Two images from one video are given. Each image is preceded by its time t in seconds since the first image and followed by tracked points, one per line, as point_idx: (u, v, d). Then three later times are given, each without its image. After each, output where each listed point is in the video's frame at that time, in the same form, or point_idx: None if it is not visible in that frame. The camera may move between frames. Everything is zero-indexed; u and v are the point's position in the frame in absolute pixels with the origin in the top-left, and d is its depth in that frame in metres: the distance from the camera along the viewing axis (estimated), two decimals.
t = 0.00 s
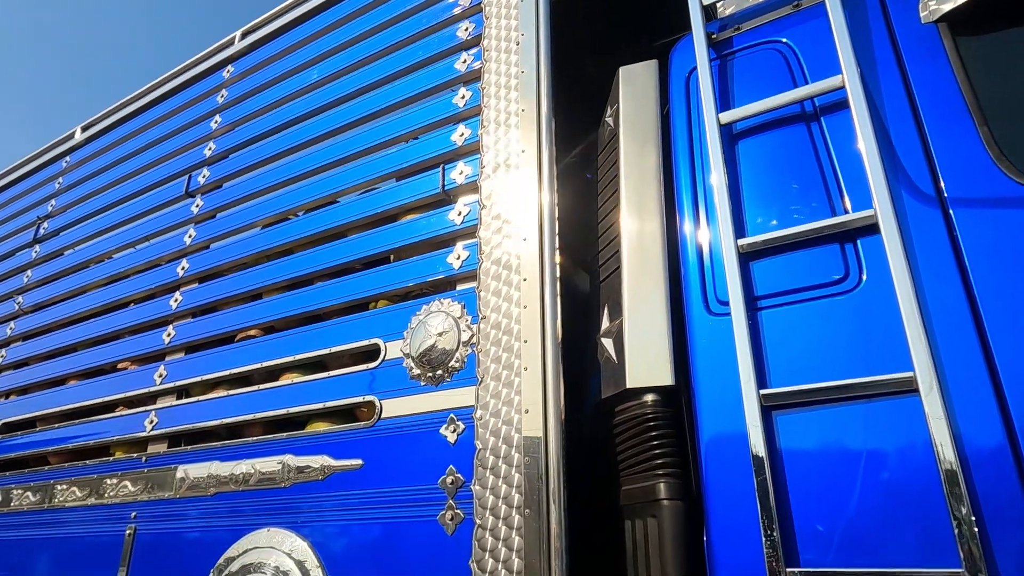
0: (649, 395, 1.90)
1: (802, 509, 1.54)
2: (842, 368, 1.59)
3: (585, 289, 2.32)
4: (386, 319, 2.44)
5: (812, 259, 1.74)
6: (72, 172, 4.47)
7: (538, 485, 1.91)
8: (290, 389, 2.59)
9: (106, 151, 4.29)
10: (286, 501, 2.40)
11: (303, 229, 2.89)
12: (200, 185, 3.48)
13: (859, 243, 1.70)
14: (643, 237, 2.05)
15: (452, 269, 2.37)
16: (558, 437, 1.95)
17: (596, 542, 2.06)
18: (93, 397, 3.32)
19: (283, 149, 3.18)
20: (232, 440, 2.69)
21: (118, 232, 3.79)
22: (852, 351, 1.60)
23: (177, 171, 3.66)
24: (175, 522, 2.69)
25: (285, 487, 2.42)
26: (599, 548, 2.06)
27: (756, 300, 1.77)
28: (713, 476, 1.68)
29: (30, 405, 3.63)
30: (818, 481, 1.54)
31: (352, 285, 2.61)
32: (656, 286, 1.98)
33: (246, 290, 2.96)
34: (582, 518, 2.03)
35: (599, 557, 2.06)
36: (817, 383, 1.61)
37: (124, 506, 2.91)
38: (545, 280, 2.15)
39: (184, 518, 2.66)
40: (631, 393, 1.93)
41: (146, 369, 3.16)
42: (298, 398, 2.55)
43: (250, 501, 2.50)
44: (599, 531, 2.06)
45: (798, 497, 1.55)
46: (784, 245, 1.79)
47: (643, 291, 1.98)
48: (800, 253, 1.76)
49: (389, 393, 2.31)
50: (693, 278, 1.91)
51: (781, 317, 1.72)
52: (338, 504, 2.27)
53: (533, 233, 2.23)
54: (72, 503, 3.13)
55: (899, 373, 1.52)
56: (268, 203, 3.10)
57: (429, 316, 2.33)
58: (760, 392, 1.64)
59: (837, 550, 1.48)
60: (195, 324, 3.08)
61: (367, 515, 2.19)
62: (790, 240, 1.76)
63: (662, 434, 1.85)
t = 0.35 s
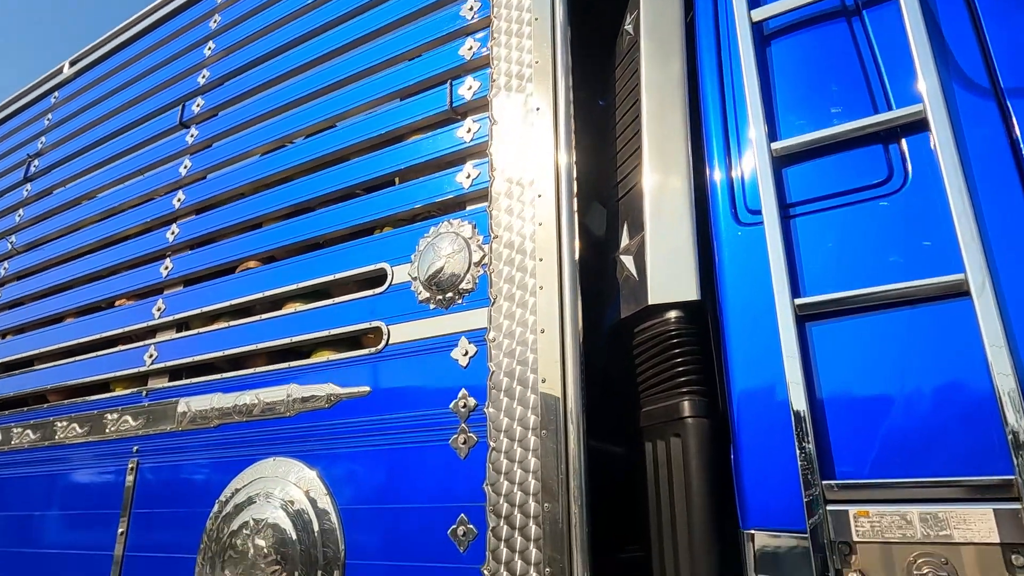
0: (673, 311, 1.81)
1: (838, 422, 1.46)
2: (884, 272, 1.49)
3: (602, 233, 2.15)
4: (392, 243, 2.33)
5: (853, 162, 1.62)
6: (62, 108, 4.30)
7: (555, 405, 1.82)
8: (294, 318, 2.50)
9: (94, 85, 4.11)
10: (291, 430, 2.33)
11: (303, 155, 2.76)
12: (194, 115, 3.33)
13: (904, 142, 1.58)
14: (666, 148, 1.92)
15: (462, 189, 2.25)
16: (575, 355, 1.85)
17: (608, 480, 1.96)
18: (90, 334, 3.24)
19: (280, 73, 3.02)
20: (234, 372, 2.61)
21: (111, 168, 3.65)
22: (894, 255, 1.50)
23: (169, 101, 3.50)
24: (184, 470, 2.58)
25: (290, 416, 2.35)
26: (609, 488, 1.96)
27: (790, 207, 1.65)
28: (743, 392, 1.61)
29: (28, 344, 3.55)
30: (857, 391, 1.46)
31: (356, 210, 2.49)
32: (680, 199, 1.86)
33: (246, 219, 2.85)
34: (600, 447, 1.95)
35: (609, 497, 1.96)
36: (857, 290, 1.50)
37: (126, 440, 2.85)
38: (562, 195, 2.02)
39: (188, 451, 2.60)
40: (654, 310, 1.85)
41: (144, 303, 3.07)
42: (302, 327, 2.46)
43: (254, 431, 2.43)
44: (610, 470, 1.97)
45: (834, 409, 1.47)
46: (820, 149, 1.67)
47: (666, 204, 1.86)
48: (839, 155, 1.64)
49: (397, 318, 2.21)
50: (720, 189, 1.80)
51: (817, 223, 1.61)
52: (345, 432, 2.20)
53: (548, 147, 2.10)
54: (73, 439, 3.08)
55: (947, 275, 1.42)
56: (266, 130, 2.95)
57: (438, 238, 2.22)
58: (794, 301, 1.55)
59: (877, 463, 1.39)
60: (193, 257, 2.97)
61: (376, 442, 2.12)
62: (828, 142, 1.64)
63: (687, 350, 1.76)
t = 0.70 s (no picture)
0: (704, 229, 1.66)
1: (890, 339, 1.34)
2: (945, 178, 1.36)
3: (622, 161, 1.94)
4: (394, 164, 2.16)
5: (911, 57, 1.47)
6: (35, 34, 4.03)
7: (575, 329, 1.68)
8: (289, 247, 2.34)
9: (69, 9, 3.84)
10: (288, 364, 2.20)
11: (296, 73, 2.56)
12: (176, 35, 3.09)
13: (971, 33, 1.43)
14: (697, 51, 1.74)
15: (470, 103, 2.07)
16: (597, 275, 1.69)
17: (631, 416, 1.82)
18: (73, 270, 3.07)
19: None
20: (226, 305, 2.46)
21: (90, 97, 3.43)
22: (957, 158, 1.36)
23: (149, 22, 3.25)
24: (181, 425, 2.41)
25: (286, 349, 2.21)
26: (631, 425, 1.83)
27: (838, 110, 1.50)
28: (781, 311, 1.48)
29: (8, 283, 3.39)
30: (912, 306, 1.33)
31: (353, 130, 2.31)
32: (714, 107, 1.69)
33: (234, 145, 2.66)
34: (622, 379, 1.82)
35: (632, 435, 1.83)
36: (914, 197, 1.37)
37: (113, 379, 2.71)
38: (580, 103, 1.83)
39: (178, 388, 2.47)
40: (682, 228, 1.70)
41: (128, 237, 2.90)
42: (299, 257, 2.31)
43: (248, 366, 2.29)
44: (633, 406, 1.83)
45: (885, 326, 1.35)
46: (873, 45, 1.51)
47: (698, 112, 1.70)
48: (896, 51, 1.49)
49: (401, 243, 2.06)
50: (758, 92, 1.63)
51: (869, 127, 1.46)
52: (346, 364, 2.07)
53: (566, 53, 1.90)
54: (58, 379, 2.94)
55: (1019, 177, 1.29)
56: (255, 49, 2.74)
57: (444, 157, 2.05)
58: (844, 211, 1.41)
59: (933, 382, 1.28)
60: (178, 186, 2.79)
61: (379, 374, 1.99)
62: (885, 35, 1.48)
63: (719, 270, 1.62)
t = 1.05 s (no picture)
0: (718, 142, 1.56)
1: (920, 250, 1.26)
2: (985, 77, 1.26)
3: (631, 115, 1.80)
4: (385, 82, 2.03)
5: None
6: None
7: (581, 250, 1.58)
8: (273, 173, 2.21)
9: None
10: (274, 295, 2.09)
11: None
12: None
13: None
14: None
15: (466, 14, 1.92)
16: (605, 192, 1.60)
17: (639, 345, 1.75)
18: (45, 204, 2.91)
19: None
20: (208, 237, 2.34)
21: (57, 21, 3.21)
22: (999, 56, 1.26)
23: None
24: (168, 387, 2.26)
25: (273, 280, 2.10)
26: (640, 355, 1.75)
27: (870, 10, 1.40)
28: (801, 225, 1.39)
29: None
30: (945, 214, 1.25)
31: (340, 47, 2.15)
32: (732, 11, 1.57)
33: (212, 67, 2.49)
34: (629, 307, 1.73)
35: (641, 365, 1.75)
36: (950, 96, 1.27)
37: (90, 316, 2.59)
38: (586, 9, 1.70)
39: (159, 323, 2.36)
40: (696, 143, 1.60)
41: (102, 169, 2.74)
42: (284, 183, 2.18)
43: (232, 299, 2.18)
44: (639, 335, 1.75)
45: (915, 236, 1.27)
46: None
47: (715, 16, 1.58)
48: None
49: (393, 165, 1.94)
50: None
51: (902, 26, 1.36)
52: (336, 293, 1.96)
53: None
54: (33, 318, 2.82)
55: None
56: None
57: (439, 73, 1.92)
58: (875, 115, 1.33)
59: (966, 292, 1.20)
60: (154, 114, 2.63)
61: (371, 303, 1.89)
62: None
63: (734, 186, 1.53)
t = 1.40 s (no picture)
0: (735, 73, 1.49)
1: (952, 179, 1.21)
2: None
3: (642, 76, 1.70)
4: (381, 14, 1.92)
5: None
6: None
7: (591, 185, 1.52)
8: (262, 112, 2.10)
9: None
10: (266, 239, 2.00)
11: None
12: None
13: None
14: None
15: None
16: (616, 125, 1.52)
17: (652, 291, 1.70)
18: (18, 149, 2.77)
19: None
20: (193, 180, 2.23)
21: None
22: None
23: None
24: (150, 353, 2.18)
25: (264, 223, 2.01)
26: (653, 301, 1.71)
27: None
28: (824, 155, 1.32)
29: None
30: (977, 143, 1.20)
31: None
32: None
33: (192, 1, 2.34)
34: (641, 251, 1.68)
35: (654, 312, 1.71)
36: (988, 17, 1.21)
37: (70, 265, 2.48)
38: None
39: (144, 271, 2.26)
40: (711, 74, 1.52)
41: (78, 111, 2.60)
42: (273, 122, 2.07)
43: (221, 244, 2.09)
44: (650, 280, 1.71)
45: (946, 166, 1.22)
46: None
47: None
48: None
49: (390, 101, 1.84)
50: None
51: None
52: (330, 236, 1.88)
53: None
54: (9, 268, 2.70)
55: None
56: None
57: (439, 3, 1.81)
58: (907, 41, 1.27)
59: (997, 224, 1.16)
60: (132, 51, 2.48)
61: (368, 245, 1.81)
62: None
63: (752, 119, 1.46)
